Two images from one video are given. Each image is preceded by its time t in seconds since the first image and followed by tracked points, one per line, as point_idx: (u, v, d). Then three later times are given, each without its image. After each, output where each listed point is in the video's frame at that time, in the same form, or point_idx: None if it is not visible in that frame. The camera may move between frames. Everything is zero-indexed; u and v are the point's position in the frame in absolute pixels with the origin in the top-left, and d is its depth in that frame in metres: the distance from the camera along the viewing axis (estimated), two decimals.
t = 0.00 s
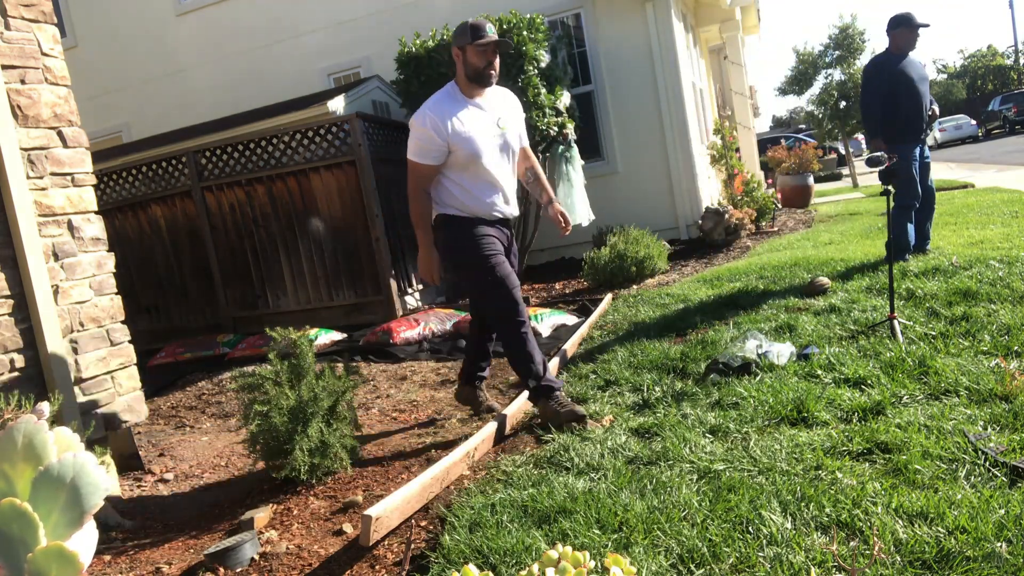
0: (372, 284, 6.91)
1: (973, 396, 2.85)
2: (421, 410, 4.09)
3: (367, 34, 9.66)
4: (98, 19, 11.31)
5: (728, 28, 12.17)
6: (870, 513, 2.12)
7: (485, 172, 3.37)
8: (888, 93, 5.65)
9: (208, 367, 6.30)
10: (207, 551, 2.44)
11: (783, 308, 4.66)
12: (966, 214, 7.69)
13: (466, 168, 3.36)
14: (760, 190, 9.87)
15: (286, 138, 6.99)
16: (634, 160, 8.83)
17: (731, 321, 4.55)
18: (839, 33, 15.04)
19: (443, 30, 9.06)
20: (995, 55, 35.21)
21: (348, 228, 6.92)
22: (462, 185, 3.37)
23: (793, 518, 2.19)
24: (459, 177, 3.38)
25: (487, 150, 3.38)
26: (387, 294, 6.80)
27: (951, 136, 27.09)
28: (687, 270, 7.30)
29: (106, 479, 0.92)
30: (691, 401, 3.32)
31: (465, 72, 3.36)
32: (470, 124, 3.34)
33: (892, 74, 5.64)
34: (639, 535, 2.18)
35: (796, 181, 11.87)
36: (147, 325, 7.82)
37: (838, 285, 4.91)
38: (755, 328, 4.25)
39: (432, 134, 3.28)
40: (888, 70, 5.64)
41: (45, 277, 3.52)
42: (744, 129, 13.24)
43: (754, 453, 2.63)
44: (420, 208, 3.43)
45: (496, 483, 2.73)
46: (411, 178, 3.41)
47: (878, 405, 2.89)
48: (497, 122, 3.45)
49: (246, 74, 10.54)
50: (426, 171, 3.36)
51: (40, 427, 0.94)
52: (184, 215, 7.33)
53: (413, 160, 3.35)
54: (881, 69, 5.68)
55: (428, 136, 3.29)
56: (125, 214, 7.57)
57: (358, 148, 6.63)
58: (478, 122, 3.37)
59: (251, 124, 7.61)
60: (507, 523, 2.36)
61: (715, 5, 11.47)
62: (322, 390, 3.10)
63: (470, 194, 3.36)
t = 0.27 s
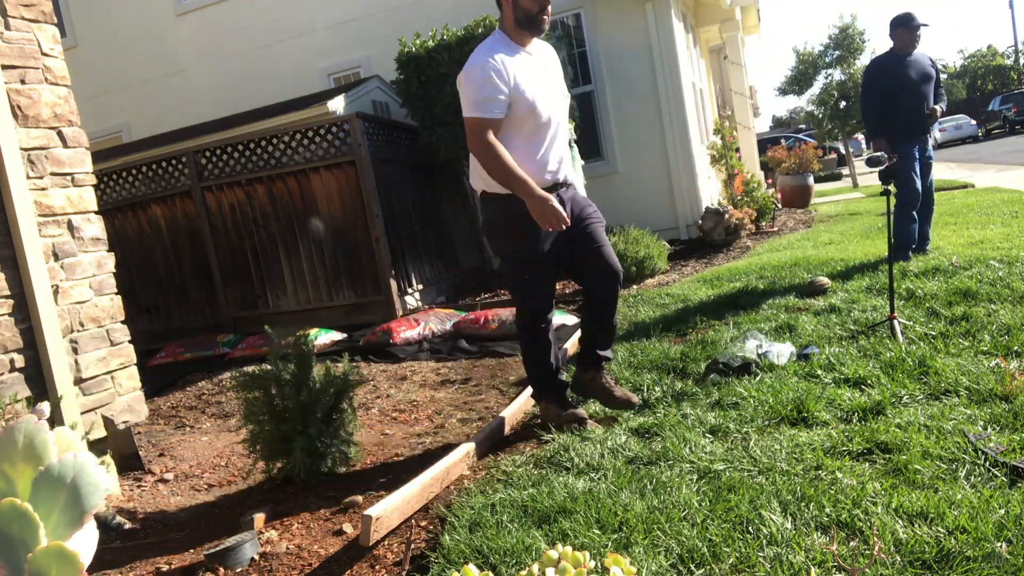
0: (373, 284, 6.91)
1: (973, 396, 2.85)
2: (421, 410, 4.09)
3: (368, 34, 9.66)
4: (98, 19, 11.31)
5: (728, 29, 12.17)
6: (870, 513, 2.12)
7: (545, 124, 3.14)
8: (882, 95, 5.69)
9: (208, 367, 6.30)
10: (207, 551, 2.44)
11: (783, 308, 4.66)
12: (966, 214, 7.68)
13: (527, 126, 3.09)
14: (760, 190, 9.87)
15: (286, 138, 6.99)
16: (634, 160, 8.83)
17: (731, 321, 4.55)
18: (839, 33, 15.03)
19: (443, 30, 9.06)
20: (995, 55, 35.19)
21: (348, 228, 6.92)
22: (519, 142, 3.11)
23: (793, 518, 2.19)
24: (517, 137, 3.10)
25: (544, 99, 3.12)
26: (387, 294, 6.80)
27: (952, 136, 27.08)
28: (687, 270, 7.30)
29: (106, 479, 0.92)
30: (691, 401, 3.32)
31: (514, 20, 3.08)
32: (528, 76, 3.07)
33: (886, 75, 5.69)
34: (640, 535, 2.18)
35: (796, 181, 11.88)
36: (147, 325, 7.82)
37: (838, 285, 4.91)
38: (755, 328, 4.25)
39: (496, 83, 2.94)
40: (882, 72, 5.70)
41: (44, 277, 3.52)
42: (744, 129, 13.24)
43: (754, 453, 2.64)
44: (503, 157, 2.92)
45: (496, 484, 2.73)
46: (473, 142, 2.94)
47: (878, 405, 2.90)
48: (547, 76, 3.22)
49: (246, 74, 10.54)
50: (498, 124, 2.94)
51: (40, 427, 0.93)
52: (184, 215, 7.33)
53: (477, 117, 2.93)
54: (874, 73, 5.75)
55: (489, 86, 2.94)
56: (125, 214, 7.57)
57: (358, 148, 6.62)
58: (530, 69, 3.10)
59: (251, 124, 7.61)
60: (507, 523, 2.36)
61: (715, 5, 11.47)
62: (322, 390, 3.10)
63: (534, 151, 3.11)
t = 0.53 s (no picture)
0: (373, 284, 6.91)
1: (973, 396, 2.85)
2: (421, 410, 4.09)
3: (368, 34, 9.66)
4: (98, 19, 11.31)
5: (728, 29, 12.17)
6: (870, 513, 2.12)
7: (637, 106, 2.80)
8: (877, 94, 5.71)
9: (208, 367, 6.30)
10: (207, 551, 2.44)
11: (783, 308, 4.66)
12: (966, 214, 7.69)
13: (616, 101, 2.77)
14: (760, 190, 9.86)
15: (286, 138, 7.00)
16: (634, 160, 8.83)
17: (730, 321, 4.55)
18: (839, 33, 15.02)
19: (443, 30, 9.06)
20: (995, 55, 35.19)
21: (348, 228, 6.93)
22: (606, 118, 2.80)
23: (793, 517, 2.19)
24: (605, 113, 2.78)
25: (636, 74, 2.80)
26: (387, 294, 6.80)
27: (951, 136, 27.08)
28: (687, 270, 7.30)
29: (106, 479, 0.92)
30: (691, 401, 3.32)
31: None
32: (622, 43, 2.76)
33: (882, 75, 5.70)
34: (640, 535, 2.18)
35: (796, 181, 11.88)
36: (147, 325, 7.82)
37: (838, 285, 4.91)
38: (755, 327, 4.25)
39: (584, 51, 2.66)
40: (879, 72, 5.71)
41: (44, 277, 3.52)
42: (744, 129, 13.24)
43: (754, 453, 2.63)
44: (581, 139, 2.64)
45: (496, 484, 2.73)
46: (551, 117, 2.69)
47: (878, 405, 2.89)
48: (646, 48, 2.89)
49: (246, 74, 10.54)
50: (577, 96, 2.67)
51: (40, 428, 0.94)
52: (184, 215, 7.33)
53: (558, 88, 2.67)
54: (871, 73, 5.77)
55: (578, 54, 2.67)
56: (125, 214, 7.57)
57: (358, 148, 6.63)
58: (627, 43, 2.79)
59: (251, 124, 7.61)
60: (507, 523, 2.36)
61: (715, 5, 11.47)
62: (322, 390, 3.10)
63: (621, 133, 2.77)
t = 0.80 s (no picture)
0: (373, 284, 6.92)
1: (973, 395, 2.85)
2: (421, 410, 4.09)
3: (368, 34, 9.66)
4: (99, 19, 11.31)
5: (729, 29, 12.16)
6: (870, 513, 2.12)
7: (716, 85, 2.51)
8: (870, 94, 5.75)
9: (208, 367, 6.30)
10: (207, 551, 2.44)
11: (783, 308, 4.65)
12: (966, 214, 7.69)
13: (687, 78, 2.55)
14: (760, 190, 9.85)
15: (286, 138, 7.00)
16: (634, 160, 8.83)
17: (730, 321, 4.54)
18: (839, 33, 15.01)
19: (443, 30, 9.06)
20: (995, 55, 35.16)
21: (348, 228, 6.93)
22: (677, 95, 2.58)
23: (793, 518, 2.19)
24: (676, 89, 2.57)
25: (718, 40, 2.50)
26: (387, 294, 6.80)
27: (952, 136, 27.08)
28: (687, 270, 7.30)
29: (106, 479, 0.92)
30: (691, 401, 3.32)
31: None
32: (703, 7, 2.48)
33: (876, 76, 5.73)
34: (640, 535, 2.18)
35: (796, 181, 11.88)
36: (147, 325, 7.83)
37: (838, 285, 4.91)
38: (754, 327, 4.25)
39: (644, 23, 2.46)
40: (872, 72, 5.75)
41: (45, 277, 3.52)
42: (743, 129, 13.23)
43: (754, 453, 2.63)
44: (620, 133, 2.60)
45: (496, 483, 2.73)
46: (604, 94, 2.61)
47: (878, 405, 2.89)
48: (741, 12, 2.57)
49: (246, 75, 10.54)
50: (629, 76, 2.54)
51: (41, 428, 0.94)
52: (184, 215, 7.34)
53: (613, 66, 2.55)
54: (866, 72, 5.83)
55: (637, 28, 2.48)
56: (124, 214, 7.58)
57: (358, 148, 6.62)
58: (713, 12, 2.51)
59: (251, 124, 7.61)
60: (507, 523, 2.36)
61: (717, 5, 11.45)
62: (322, 390, 3.09)
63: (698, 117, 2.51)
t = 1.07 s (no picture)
0: (373, 284, 6.91)
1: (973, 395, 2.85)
2: (421, 410, 4.08)
3: (368, 34, 9.66)
4: (99, 19, 11.31)
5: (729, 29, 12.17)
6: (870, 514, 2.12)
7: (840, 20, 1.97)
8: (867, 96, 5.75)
9: (208, 367, 6.30)
10: (207, 551, 2.44)
11: (783, 308, 4.66)
12: (966, 214, 7.69)
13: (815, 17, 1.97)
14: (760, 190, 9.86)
15: (286, 138, 7.00)
16: (634, 160, 8.83)
17: (731, 321, 4.54)
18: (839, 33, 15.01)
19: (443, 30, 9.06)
20: (995, 55, 35.15)
21: (348, 228, 6.92)
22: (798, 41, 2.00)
23: (793, 518, 2.19)
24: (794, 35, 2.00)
25: None
26: (387, 294, 6.80)
27: (952, 136, 27.08)
28: (687, 270, 7.30)
29: (105, 479, 0.92)
30: (691, 401, 3.32)
31: None
32: None
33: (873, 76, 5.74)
34: (640, 535, 2.19)
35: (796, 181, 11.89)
36: (147, 325, 7.83)
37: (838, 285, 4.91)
38: (754, 328, 4.25)
39: None
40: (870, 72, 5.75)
41: (44, 277, 3.52)
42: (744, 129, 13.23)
43: (754, 454, 2.63)
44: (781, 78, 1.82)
45: (496, 484, 2.72)
46: (723, 52, 1.93)
47: (879, 405, 2.89)
48: None
49: (246, 75, 10.54)
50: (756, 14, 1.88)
51: (40, 428, 0.94)
52: (184, 215, 7.34)
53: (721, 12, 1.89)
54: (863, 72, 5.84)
55: None
56: (124, 214, 7.58)
57: (358, 148, 6.62)
58: None
59: (251, 124, 7.61)
60: (507, 523, 2.36)
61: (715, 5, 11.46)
62: (322, 391, 3.09)
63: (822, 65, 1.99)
